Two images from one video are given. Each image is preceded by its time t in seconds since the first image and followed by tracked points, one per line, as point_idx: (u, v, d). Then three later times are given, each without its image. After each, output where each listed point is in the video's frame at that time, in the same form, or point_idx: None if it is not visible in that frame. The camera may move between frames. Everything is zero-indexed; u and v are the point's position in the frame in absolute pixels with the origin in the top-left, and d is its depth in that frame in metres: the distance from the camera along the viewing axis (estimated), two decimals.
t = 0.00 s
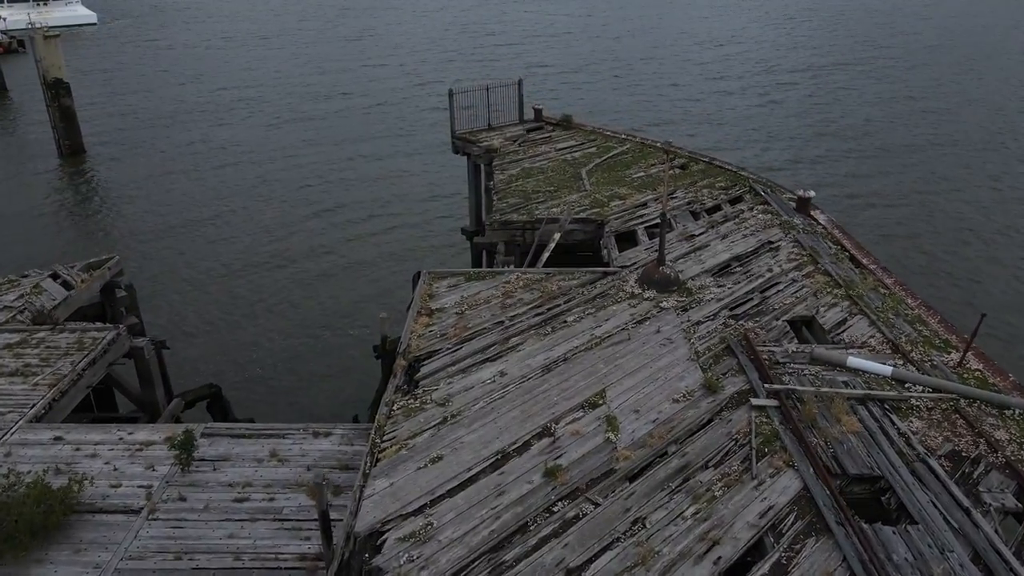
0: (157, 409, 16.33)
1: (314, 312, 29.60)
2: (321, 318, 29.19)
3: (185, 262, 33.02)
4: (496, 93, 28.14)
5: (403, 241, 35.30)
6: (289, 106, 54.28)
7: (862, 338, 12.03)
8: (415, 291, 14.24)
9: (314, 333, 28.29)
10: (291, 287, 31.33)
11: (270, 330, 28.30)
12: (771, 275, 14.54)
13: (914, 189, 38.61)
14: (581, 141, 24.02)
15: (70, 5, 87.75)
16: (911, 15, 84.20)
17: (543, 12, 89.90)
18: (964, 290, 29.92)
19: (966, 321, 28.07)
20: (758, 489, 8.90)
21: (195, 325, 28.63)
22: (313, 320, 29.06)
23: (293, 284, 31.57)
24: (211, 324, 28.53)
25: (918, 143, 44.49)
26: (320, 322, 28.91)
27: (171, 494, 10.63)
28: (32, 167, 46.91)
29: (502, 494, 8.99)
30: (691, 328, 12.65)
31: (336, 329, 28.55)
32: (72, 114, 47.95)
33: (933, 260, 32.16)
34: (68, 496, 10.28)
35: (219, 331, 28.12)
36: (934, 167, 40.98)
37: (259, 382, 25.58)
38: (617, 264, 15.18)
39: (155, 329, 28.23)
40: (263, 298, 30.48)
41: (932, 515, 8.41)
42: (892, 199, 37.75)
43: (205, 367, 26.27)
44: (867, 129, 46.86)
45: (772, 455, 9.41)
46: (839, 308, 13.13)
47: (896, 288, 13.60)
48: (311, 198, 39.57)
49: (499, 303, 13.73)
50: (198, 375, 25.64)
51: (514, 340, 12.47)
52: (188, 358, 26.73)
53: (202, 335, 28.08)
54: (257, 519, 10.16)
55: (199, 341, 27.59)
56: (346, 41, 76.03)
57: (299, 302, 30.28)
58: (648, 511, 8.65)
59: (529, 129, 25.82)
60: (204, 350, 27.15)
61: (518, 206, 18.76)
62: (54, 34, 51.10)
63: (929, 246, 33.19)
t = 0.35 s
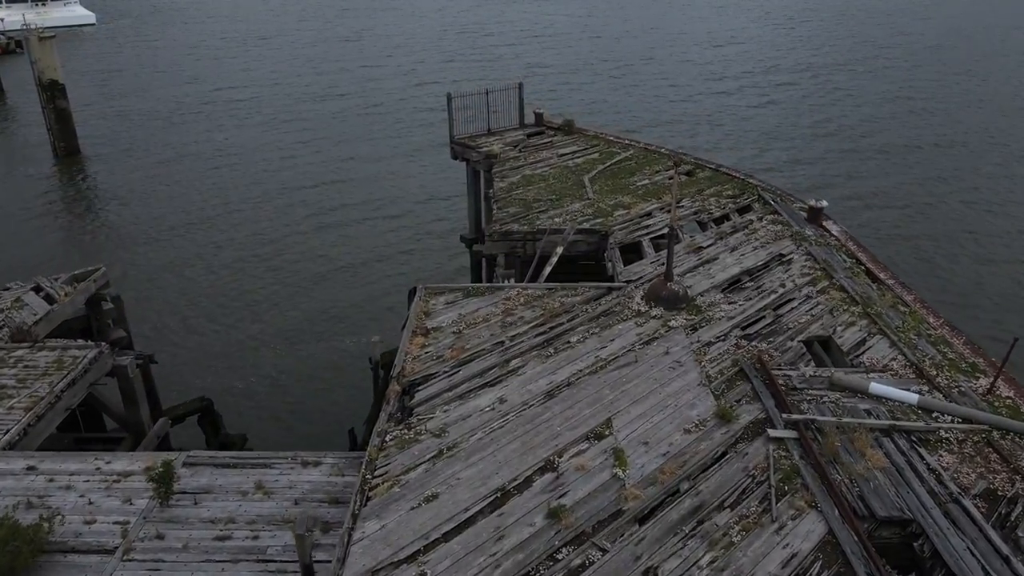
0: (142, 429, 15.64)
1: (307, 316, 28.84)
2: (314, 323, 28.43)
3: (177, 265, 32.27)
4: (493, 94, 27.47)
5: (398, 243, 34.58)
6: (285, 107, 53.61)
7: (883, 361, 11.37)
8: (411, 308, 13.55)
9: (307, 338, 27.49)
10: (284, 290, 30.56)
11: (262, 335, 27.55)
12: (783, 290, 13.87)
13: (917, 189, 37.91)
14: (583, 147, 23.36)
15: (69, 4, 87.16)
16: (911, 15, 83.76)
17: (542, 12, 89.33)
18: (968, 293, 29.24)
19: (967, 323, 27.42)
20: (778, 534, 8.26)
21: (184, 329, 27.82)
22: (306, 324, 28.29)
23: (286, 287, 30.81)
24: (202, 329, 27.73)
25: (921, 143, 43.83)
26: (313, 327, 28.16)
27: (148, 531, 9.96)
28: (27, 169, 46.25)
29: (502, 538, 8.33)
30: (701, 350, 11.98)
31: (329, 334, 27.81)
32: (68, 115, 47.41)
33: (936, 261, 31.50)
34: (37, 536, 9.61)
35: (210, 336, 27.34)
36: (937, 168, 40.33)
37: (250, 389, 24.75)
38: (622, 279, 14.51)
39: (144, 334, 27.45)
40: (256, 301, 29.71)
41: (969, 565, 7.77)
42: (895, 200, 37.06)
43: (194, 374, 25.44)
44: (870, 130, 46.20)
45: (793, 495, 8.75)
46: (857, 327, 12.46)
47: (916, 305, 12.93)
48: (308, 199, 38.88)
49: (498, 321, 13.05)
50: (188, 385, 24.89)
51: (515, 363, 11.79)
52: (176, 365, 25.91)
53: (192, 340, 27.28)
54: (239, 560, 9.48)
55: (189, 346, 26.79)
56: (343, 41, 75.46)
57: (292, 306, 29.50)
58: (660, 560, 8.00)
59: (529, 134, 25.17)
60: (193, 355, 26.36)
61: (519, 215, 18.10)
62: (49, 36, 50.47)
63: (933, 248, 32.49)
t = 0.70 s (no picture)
0: (126, 451, 14.97)
1: (299, 318, 27.97)
2: (306, 325, 27.60)
3: (168, 267, 31.45)
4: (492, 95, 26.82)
5: (394, 245, 33.81)
6: (282, 108, 52.99)
7: (907, 388, 10.69)
8: (406, 327, 12.86)
9: (298, 340, 26.58)
10: (276, 292, 29.74)
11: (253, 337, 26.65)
12: (798, 307, 13.21)
13: (922, 190, 37.19)
14: (586, 153, 22.71)
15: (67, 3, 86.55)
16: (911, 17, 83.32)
17: (540, 13, 88.73)
18: (976, 296, 28.51)
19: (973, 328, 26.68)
20: None
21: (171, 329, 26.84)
22: (298, 326, 27.43)
23: (279, 288, 29.95)
24: (191, 331, 26.84)
25: (925, 143, 43.14)
26: (305, 328, 27.30)
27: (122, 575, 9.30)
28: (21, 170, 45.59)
29: None
30: (714, 373, 11.29)
31: (322, 335, 26.91)
32: (64, 118, 46.50)
33: (941, 263, 30.77)
34: None
35: (199, 338, 26.43)
36: (942, 168, 39.62)
37: (240, 392, 23.82)
38: (628, 296, 13.83)
39: (131, 335, 26.56)
40: (247, 302, 28.81)
41: None
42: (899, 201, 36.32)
43: (181, 375, 24.49)
44: (873, 130, 45.53)
45: (818, 542, 8.09)
46: (878, 349, 11.79)
47: (940, 325, 12.27)
48: (305, 199, 38.23)
49: (497, 342, 12.37)
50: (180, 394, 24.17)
51: (516, 389, 11.11)
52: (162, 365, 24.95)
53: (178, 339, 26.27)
54: None
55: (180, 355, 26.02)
56: (340, 42, 74.82)
57: (284, 307, 28.64)
58: None
59: (531, 139, 24.54)
60: (182, 356, 25.42)
61: (520, 226, 17.42)
62: (44, 37, 49.85)
63: (938, 249, 31.77)
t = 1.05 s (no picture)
0: (108, 474, 14.25)
1: (291, 323, 27.17)
2: (298, 329, 26.77)
3: (160, 271, 30.62)
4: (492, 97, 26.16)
5: (389, 248, 32.97)
6: (279, 108, 52.32)
7: (935, 417, 10.01)
8: (401, 348, 12.17)
9: (292, 344, 25.79)
10: (268, 295, 28.91)
11: (245, 341, 25.85)
12: (815, 325, 12.52)
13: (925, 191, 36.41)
14: (589, 159, 22.03)
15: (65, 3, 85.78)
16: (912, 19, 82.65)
17: (540, 13, 88.21)
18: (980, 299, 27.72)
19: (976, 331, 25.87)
20: None
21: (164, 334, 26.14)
22: (291, 331, 26.61)
23: (271, 291, 29.12)
24: (181, 335, 26.02)
25: (929, 144, 42.38)
26: (299, 334, 26.54)
27: None
28: (15, 172, 44.89)
29: None
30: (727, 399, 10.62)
31: (316, 341, 26.15)
32: (59, 120, 45.57)
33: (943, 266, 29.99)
34: None
35: (189, 343, 25.63)
36: (948, 168, 38.80)
37: (232, 402, 23.03)
38: (635, 313, 13.13)
39: (120, 341, 25.75)
40: (239, 306, 27.97)
41: None
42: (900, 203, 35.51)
43: (169, 382, 23.67)
44: (877, 130, 44.71)
45: None
46: (902, 372, 11.10)
47: (966, 346, 11.61)
48: (303, 200, 37.53)
49: (497, 364, 11.67)
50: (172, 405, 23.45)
51: (517, 417, 10.42)
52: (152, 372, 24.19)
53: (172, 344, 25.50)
54: None
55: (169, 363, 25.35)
56: (337, 43, 74.01)
57: (275, 311, 27.80)
58: None
59: (532, 144, 23.87)
60: (172, 361, 24.62)
61: (520, 236, 16.75)
62: (39, 38, 49.13)
63: (947, 249, 31.13)
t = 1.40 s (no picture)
0: (88, 501, 13.58)
1: (284, 327, 26.33)
2: (291, 334, 25.92)
3: (154, 273, 29.89)
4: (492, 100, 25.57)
5: (387, 249, 32.28)
6: (277, 109, 51.65)
7: (968, 451, 9.34)
8: (396, 372, 11.46)
9: (284, 350, 24.96)
10: (261, 299, 28.09)
11: (237, 347, 25.04)
12: (834, 346, 11.83)
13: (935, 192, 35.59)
14: (591, 166, 21.37)
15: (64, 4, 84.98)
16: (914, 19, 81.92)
17: (540, 14, 87.67)
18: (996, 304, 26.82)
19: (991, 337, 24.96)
20: None
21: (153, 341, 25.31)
22: (283, 336, 25.77)
23: (265, 295, 28.33)
24: (174, 341, 25.27)
25: (938, 145, 41.53)
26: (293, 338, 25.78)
27: None
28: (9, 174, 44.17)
29: None
30: (744, 432, 9.90)
31: (311, 345, 25.41)
32: (54, 121, 44.77)
33: (955, 268, 29.09)
34: None
35: (181, 349, 24.87)
36: (957, 169, 37.99)
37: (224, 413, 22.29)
38: (642, 333, 12.44)
39: (108, 347, 24.89)
40: (233, 311, 27.21)
41: None
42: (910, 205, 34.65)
43: (157, 389, 22.84)
44: (883, 131, 43.95)
45: None
46: (929, 399, 10.42)
47: (996, 371, 10.95)
48: (300, 201, 36.84)
49: (498, 390, 10.97)
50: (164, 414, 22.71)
51: (518, 450, 9.73)
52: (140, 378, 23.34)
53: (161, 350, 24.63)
54: None
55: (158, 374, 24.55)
56: (335, 44, 73.30)
57: (268, 315, 26.96)
58: None
59: (533, 149, 23.22)
60: (160, 368, 23.79)
61: (522, 248, 16.08)
62: (34, 39, 48.34)
63: (957, 248, 30.47)
